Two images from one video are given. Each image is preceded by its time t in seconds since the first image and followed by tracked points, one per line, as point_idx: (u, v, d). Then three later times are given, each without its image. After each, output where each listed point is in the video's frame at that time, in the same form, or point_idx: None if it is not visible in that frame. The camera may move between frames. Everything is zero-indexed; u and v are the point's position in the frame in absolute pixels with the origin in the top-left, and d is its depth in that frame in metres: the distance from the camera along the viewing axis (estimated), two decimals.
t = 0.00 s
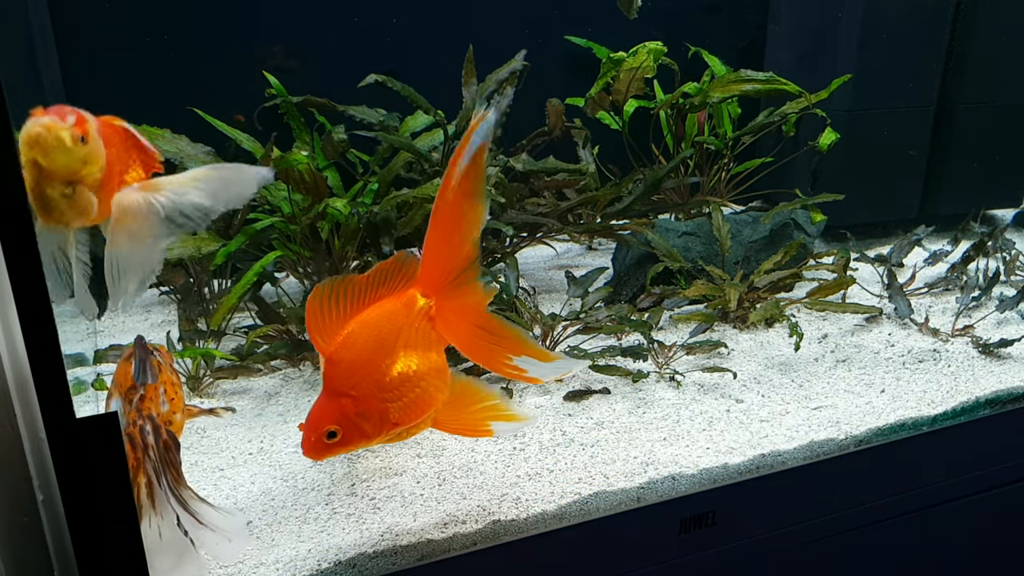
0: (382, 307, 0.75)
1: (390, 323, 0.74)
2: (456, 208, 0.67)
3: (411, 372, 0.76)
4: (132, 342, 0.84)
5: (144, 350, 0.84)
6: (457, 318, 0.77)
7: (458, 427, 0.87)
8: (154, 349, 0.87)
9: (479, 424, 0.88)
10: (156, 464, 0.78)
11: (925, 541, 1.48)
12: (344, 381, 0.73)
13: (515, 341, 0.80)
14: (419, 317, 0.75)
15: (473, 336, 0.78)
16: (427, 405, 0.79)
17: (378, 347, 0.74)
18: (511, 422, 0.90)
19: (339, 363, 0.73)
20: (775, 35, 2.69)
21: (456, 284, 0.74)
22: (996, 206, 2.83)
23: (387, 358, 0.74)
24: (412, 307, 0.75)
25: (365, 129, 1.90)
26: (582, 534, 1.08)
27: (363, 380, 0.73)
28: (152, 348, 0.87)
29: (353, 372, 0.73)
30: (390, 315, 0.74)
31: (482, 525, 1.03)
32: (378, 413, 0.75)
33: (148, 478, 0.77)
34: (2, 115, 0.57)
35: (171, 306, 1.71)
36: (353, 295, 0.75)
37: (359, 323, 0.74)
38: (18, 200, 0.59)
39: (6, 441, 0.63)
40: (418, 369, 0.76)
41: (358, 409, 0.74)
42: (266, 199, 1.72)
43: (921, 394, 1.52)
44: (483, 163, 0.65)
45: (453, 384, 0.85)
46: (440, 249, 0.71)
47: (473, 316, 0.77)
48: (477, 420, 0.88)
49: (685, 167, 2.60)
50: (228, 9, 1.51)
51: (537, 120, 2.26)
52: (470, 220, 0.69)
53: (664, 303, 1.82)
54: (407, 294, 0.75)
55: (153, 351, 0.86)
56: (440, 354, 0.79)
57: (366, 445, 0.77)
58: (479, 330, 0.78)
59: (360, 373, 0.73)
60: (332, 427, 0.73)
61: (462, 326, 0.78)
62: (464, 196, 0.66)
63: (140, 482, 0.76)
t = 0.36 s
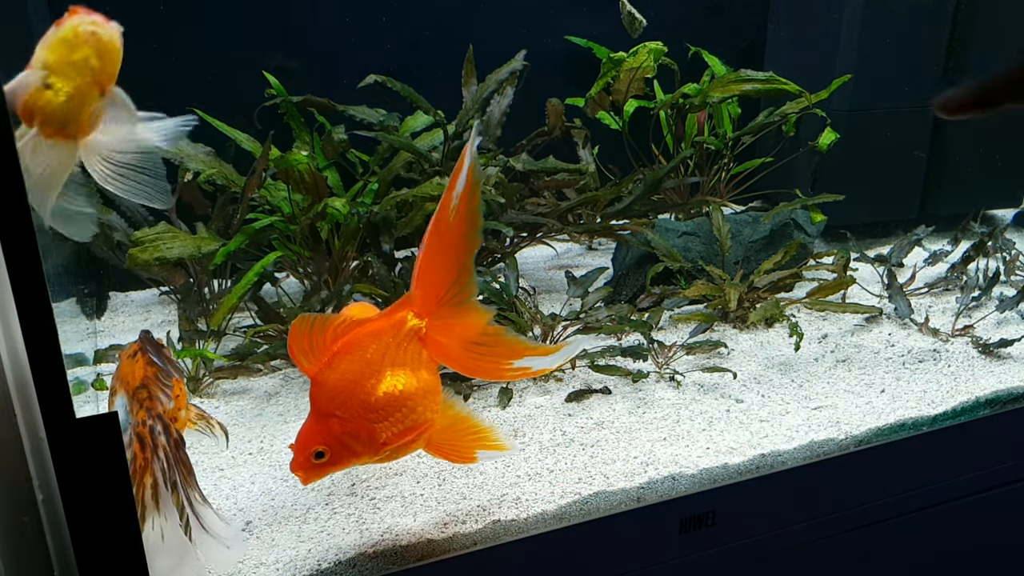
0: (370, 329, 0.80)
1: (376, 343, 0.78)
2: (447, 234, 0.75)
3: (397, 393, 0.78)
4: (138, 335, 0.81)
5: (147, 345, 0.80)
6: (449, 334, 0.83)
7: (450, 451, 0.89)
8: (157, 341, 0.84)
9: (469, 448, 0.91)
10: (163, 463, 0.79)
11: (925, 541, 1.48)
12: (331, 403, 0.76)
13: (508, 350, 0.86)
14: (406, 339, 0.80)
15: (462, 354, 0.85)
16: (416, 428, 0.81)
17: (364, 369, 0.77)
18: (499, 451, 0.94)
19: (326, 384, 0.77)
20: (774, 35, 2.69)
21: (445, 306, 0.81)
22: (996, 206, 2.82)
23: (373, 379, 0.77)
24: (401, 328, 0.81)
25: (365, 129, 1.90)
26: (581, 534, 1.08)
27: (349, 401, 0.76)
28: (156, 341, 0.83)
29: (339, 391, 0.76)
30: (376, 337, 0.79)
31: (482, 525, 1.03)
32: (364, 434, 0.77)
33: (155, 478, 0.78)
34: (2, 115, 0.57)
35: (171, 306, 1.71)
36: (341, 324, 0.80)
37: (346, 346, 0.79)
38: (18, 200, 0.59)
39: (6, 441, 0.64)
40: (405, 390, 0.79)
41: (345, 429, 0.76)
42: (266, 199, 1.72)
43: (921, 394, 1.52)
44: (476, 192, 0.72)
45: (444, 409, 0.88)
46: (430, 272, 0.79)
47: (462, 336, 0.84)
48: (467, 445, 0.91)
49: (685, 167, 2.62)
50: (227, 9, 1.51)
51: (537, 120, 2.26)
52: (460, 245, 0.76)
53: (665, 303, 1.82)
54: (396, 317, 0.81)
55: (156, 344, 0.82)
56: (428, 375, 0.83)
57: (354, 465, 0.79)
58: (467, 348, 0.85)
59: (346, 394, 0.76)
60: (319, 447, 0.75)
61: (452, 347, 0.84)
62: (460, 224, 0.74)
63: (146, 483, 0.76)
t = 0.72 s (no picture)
0: (374, 333, 0.80)
1: (376, 348, 0.79)
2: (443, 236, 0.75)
3: (391, 400, 0.79)
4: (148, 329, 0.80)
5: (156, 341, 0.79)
6: (453, 342, 0.82)
7: (444, 465, 0.90)
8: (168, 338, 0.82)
9: (459, 470, 0.92)
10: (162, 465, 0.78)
11: (925, 541, 1.48)
12: (324, 404, 0.77)
13: (513, 357, 0.83)
14: (409, 345, 0.80)
15: (467, 361, 0.83)
16: (409, 436, 0.81)
17: (361, 373, 0.78)
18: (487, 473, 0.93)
19: (325, 383, 0.78)
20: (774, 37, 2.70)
21: (449, 312, 0.80)
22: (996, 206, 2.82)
23: (369, 383, 0.78)
24: (405, 334, 0.80)
25: (365, 129, 1.90)
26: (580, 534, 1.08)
27: (342, 403, 0.77)
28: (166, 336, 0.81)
29: (333, 393, 0.77)
30: (377, 342, 0.79)
31: (482, 525, 1.03)
32: (354, 438, 0.78)
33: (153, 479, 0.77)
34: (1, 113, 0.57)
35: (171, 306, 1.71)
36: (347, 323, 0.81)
37: (348, 348, 0.79)
38: (17, 200, 0.59)
39: (5, 441, 0.64)
40: (400, 397, 0.79)
41: (334, 431, 0.77)
42: (265, 198, 1.72)
43: (921, 394, 1.52)
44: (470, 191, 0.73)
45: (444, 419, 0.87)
46: (436, 276, 0.79)
47: (469, 343, 0.82)
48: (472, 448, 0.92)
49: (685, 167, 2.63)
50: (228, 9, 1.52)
51: (537, 120, 2.26)
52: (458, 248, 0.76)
53: (664, 302, 1.83)
54: (400, 322, 0.81)
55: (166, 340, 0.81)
56: (428, 381, 0.83)
57: (345, 466, 0.80)
58: (472, 355, 0.83)
59: (340, 396, 0.77)
60: (307, 447, 0.77)
61: (456, 356, 0.83)
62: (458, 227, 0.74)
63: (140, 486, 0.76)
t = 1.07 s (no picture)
0: (368, 340, 0.80)
1: (372, 354, 0.79)
2: (437, 236, 0.74)
3: (392, 405, 0.80)
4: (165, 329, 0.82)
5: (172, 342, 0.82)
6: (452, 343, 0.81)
7: (451, 462, 0.90)
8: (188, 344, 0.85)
9: (469, 466, 0.92)
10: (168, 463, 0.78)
11: (924, 541, 1.48)
12: (326, 413, 0.79)
13: (514, 357, 0.81)
14: (405, 350, 0.80)
15: (465, 361, 0.83)
16: (412, 437, 0.83)
17: (359, 381, 0.79)
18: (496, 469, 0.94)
19: (324, 392, 0.79)
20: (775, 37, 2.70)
21: (444, 316, 0.79)
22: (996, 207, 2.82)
23: (367, 390, 0.79)
24: (400, 339, 0.80)
25: (365, 129, 1.90)
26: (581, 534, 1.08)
27: (344, 410, 0.79)
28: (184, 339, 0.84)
29: (333, 401, 0.78)
30: (371, 350, 0.79)
31: (482, 525, 1.03)
32: (358, 444, 0.80)
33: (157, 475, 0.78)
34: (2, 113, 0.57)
35: (171, 306, 1.71)
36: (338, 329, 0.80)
37: (342, 356, 0.79)
38: (16, 199, 0.59)
39: (5, 441, 0.64)
40: (401, 402, 0.81)
41: (338, 438, 0.79)
42: (265, 198, 1.73)
43: (921, 394, 1.52)
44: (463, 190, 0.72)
45: (448, 417, 0.88)
46: (427, 282, 0.77)
47: (464, 343, 0.81)
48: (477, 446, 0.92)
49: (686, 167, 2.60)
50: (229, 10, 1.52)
51: (537, 120, 2.26)
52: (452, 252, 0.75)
53: (664, 302, 1.82)
54: (394, 329, 0.81)
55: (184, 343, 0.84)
56: (429, 383, 0.84)
57: (350, 471, 0.82)
58: (470, 355, 0.82)
59: (341, 404, 0.78)
60: (313, 455, 0.79)
61: (454, 358, 0.82)
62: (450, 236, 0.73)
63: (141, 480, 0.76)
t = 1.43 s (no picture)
0: (379, 343, 0.81)
1: (386, 354, 0.80)
2: (440, 240, 0.78)
3: (412, 403, 0.80)
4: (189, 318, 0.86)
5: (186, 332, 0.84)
6: (460, 343, 0.85)
7: (468, 457, 0.92)
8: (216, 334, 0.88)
9: (486, 462, 0.95)
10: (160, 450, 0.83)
11: (925, 541, 1.48)
12: (344, 417, 0.78)
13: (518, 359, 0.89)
14: (416, 349, 0.82)
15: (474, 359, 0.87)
16: (432, 433, 0.83)
17: (375, 383, 0.79)
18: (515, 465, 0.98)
19: (340, 398, 0.79)
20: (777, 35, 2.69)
21: (450, 314, 0.83)
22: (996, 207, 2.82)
23: (385, 391, 0.79)
24: (411, 338, 0.82)
25: (365, 129, 1.89)
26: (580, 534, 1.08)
27: (364, 414, 0.78)
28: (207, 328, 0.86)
29: (351, 404, 0.78)
30: (384, 351, 0.80)
31: (483, 525, 1.03)
32: (381, 445, 0.79)
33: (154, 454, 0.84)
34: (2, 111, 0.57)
35: (171, 306, 1.71)
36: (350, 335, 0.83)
37: (353, 360, 0.80)
38: (16, 199, 0.59)
39: (6, 442, 0.64)
40: (419, 398, 0.81)
41: (361, 441, 0.78)
42: (265, 198, 1.74)
43: (921, 394, 1.51)
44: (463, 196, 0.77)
45: (460, 412, 0.90)
46: (435, 282, 0.81)
47: (471, 341, 0.86)
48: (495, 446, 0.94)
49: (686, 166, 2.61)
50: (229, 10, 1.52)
51: (537, 120, 2.27)
52: (452, 254, 0.80)
53: (664, 302, 1.82)
54: (403, 330, 0.82)
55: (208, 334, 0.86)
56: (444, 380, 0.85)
57: (375, 474, 0.81)
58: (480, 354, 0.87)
59: (361, 407, 0.78)
60: (337, 461, 0.77)
61: (461, 355, 0.87)
62: (452, 226, 0.78)
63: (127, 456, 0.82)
